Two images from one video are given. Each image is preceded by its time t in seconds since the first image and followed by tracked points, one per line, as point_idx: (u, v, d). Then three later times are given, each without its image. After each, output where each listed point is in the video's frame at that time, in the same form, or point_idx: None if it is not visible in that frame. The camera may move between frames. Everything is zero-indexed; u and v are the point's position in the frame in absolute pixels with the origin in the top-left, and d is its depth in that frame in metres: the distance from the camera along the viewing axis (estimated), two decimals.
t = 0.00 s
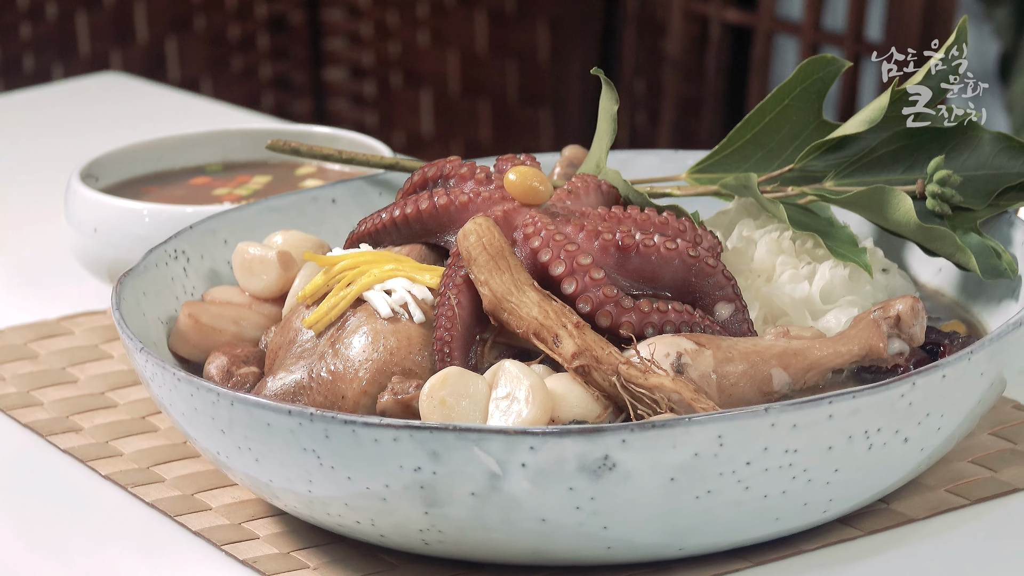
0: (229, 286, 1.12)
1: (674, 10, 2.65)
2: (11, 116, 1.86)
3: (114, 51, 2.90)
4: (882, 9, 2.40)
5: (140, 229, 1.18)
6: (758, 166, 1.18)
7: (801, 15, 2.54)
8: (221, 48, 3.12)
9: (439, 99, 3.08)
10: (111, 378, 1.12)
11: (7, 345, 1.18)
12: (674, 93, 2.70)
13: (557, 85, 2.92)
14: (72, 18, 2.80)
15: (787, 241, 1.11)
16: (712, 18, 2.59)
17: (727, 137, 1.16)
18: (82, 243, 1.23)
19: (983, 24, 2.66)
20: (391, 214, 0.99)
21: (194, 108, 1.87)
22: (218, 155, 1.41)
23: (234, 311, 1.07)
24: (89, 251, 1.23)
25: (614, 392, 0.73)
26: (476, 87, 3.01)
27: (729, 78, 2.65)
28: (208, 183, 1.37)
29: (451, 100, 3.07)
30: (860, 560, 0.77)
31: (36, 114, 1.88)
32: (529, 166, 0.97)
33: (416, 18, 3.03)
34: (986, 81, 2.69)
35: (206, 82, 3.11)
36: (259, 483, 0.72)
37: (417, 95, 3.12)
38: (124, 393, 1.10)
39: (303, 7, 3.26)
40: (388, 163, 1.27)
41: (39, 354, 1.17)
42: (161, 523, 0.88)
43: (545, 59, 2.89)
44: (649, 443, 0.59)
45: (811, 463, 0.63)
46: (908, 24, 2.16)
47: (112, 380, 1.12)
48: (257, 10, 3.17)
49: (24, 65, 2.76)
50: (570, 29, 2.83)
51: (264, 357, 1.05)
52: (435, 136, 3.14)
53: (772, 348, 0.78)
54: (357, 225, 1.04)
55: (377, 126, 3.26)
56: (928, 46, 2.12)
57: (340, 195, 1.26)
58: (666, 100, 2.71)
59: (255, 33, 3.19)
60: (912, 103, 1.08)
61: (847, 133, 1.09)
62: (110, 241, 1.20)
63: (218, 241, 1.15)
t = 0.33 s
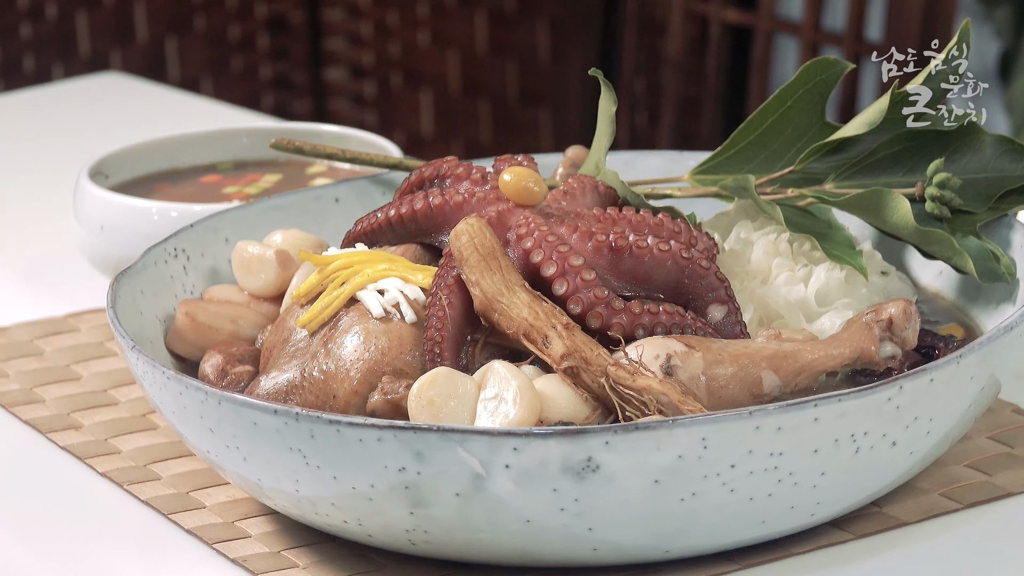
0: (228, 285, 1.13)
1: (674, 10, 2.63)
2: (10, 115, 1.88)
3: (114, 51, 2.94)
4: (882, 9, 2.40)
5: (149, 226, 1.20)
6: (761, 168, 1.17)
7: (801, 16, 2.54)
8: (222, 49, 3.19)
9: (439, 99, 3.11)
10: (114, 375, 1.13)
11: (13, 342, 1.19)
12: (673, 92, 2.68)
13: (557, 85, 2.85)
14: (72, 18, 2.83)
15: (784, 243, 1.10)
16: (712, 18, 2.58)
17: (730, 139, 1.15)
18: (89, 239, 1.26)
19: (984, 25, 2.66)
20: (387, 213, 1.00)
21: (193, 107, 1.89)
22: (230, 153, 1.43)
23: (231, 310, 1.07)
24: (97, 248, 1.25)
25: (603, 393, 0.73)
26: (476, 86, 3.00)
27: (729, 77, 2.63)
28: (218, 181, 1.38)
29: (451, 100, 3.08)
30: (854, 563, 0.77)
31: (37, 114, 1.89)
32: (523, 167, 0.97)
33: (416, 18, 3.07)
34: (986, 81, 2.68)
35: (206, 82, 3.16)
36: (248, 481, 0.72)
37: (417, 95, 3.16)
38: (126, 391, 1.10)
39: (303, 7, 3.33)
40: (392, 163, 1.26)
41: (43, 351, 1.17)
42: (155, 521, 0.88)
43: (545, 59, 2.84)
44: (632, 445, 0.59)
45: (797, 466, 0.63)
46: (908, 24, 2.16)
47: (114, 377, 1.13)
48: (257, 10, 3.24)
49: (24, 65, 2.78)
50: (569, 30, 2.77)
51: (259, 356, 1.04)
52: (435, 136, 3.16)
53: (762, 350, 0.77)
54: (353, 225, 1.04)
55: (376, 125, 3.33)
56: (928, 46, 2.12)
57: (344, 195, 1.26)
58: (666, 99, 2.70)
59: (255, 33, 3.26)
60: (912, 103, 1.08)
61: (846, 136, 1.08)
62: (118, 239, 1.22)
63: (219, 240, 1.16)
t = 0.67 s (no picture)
0: (228, 283, 1.13)
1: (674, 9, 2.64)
2: (11, 113, 1.90)
3: (114, 51, 2.96)
4: (882, 9, 2.40)
5: (159, 225, 1.21)
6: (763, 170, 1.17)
7: (802, 15, 2.54)
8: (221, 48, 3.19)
9: (439, 99, 3.12)
10: (116, 373, 1.13)
11: (19, 339, 1.19)
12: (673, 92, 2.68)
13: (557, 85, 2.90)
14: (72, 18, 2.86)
15: (780, 245, 1.10)
16: (712, 18, 2.58)
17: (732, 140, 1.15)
18: (97, 236, 1.27)
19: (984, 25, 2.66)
20: (382, 213, 1.00)
21: (193, 108, 1.91)
22: (242, 151, 1.44)
23: (229, 309, 1.07)
24: (106, 245, 1.26)
25: (590, 395, 0.73)
26: (477, 86, 3.02)
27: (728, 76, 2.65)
28: (229, 179, 1.39)
29: (451, 99, 3.09)
30: (848, 567, 0.77)
31: (38, 114, 1.90)
32: (518, 167, 0.96)
33: (416, 18, 3.08)
34: (986, 81, 2.68)
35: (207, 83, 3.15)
36: (237, 480, 0.72)
37: (417, 96, 3.17)
38: (128, 389, 1.10)
39: (303, 7, 3.32)
40: (395, 162, 1.27)
41: (48, 349, 1.17)
42: (149, 518, 0.88)
43: (545, 59, 2.88)
44: (615, 447, 0.59)
45: (782, 469, 0.63)
46: (909, 24, 2.16)
47: (116, 375, 1.13)
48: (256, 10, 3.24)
49: (24, 65, 2.83)
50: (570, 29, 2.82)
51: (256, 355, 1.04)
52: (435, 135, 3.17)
53: (752, 352, 0.77)
54: (351, 224, 1.05)
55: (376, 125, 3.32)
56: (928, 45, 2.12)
57: (348, 193, 1.25)
58: (666, 99, 2.70)
59: (255, 33, 3.25)
60: (913, 102, 1.08)
61: (847, 137, 1.08)
62: (126, 236, 1.24)
63: (221, 239, 1.16)
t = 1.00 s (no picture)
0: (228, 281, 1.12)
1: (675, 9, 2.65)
2: (13, 112, 1.91)
3: (114, 50, 3.02)
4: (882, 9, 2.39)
5: (168, 223, 1.22)
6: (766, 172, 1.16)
7: (802, 15, 2.54)
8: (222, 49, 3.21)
9: (439, 99, 3.12)
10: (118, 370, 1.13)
11: (26, 335, 1.20)
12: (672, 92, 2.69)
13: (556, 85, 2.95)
14: (72, 17, 2.92)
15: (777, 247, 1.10)
16: (713, 17, 2.58)
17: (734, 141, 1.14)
18: (104, 234, 1.28)
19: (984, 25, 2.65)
20: (377, 212, 1.00)
21: (194, 108, 1.92)
22: (255, 149, 1.45)
23: (227, 307, 1.07)
24: (112, 242, 1.27)
25: (578, 395, 0.73)
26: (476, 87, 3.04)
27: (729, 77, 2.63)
28: (240, 177, 1.40)
29: (451, 100, 3.09)
30: (840, 571, 0.76)
31: (40, 114, 1.91)
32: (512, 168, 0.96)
33: (416, 18, 3.08)
34: (986, 81, 2.67)
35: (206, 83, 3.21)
36: (225, 479, 0.72)
37: (417, 96, 3.17)
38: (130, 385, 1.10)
39: (303, 7, 3.30)
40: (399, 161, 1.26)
41: (54, 345, 1.18)
42: (143, 516, 0.88)
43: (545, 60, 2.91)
44: (597, 449, 0.59)
45: (767, 472, 0.63)
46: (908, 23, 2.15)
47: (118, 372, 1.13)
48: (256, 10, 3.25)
49: (24, 65, 2.89)
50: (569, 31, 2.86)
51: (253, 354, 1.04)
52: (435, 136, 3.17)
53: (741, 355, 0.77)
54: (347, 223, 1.05)
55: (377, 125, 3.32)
56: (928, 45, 2.12)
57: (351, 192, 1.26)
58: (666, 99, 2.71)
59: (255, 34, 3.27)
60: (913, 102, 1.05)
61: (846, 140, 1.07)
62: (131, 232, 1.24)
63: (222, 237, 1.16)
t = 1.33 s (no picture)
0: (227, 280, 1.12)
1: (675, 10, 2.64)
2: (12, 112, 1.92)
3: (114, 51, 3.03)
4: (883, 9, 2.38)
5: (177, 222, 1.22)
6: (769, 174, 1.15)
7: (802, 15, 2.53)
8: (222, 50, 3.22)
9: (439, 99, 3.13)
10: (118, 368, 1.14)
11: (33, 332, 1.20)
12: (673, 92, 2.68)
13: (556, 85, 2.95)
14: (72, 18, 2.94)
15: (772, 249, 1.10)
16: (712, 17, 2.58)
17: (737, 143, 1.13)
18: (114, 231, 1.29)
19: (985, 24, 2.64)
20: (372, 212, 1.00)
21: (193, 108, 1.93)
22: (267, 148, 1.45)
23: (224, 306, 1.07)
24: (122, 240, 1.28)
25: (566, 397, 0.73)
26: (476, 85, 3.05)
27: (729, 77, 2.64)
28: (251, 176, 1.41)
29: (451, 101, 3.10)
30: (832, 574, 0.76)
31: (40, 114, 1.92)
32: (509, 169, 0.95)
33: (416, 19, 3.09)
34: (986, 81, 2.66)
35: (206, 82, 3.22)
36: (214, 477, 0.73)
37: (417, 96, 3.17)
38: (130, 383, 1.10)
39: (303, 7, 3.31)
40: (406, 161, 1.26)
41: (59, 342, 1.18)
42: (138, 513, 0.88)
43: (545, 59, 2.92)
44: (580, 451, 0.59)
45: (751, 475, 0.63)
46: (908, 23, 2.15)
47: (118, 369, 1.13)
48: (256, 10, 3.25)
49: (24, 65, 2.90)
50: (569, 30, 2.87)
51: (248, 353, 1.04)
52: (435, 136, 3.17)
53: (732, 357, 0.77)
54: (344, 222, 1.05)
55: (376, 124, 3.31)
56: (928, 46, 2.11)
57: (355, 192, 1.26)
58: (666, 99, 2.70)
59: (255, 33, 3.27)
60: (913, 102, 1.04)
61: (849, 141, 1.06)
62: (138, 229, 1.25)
63: (223, 236, 1.16)
